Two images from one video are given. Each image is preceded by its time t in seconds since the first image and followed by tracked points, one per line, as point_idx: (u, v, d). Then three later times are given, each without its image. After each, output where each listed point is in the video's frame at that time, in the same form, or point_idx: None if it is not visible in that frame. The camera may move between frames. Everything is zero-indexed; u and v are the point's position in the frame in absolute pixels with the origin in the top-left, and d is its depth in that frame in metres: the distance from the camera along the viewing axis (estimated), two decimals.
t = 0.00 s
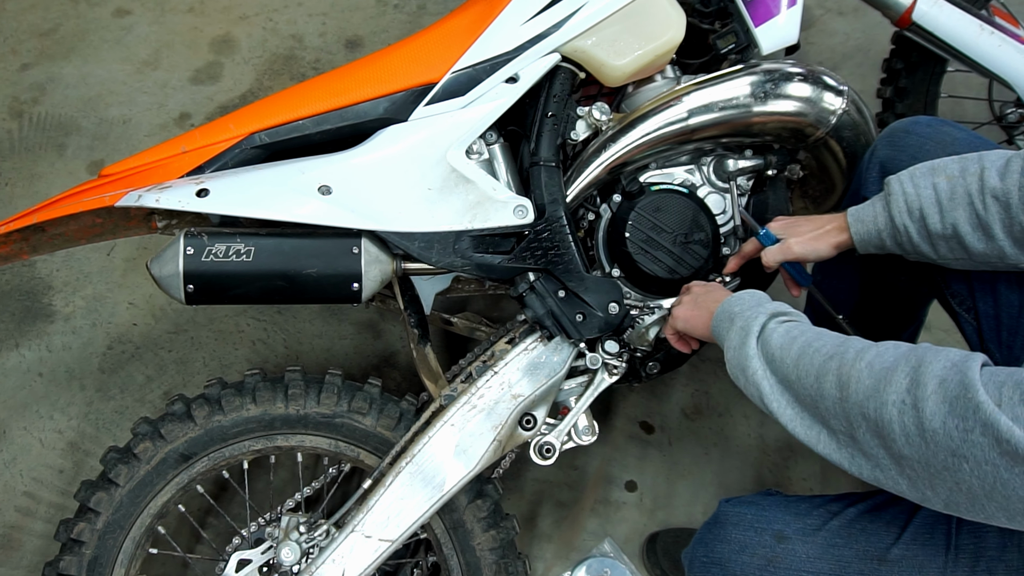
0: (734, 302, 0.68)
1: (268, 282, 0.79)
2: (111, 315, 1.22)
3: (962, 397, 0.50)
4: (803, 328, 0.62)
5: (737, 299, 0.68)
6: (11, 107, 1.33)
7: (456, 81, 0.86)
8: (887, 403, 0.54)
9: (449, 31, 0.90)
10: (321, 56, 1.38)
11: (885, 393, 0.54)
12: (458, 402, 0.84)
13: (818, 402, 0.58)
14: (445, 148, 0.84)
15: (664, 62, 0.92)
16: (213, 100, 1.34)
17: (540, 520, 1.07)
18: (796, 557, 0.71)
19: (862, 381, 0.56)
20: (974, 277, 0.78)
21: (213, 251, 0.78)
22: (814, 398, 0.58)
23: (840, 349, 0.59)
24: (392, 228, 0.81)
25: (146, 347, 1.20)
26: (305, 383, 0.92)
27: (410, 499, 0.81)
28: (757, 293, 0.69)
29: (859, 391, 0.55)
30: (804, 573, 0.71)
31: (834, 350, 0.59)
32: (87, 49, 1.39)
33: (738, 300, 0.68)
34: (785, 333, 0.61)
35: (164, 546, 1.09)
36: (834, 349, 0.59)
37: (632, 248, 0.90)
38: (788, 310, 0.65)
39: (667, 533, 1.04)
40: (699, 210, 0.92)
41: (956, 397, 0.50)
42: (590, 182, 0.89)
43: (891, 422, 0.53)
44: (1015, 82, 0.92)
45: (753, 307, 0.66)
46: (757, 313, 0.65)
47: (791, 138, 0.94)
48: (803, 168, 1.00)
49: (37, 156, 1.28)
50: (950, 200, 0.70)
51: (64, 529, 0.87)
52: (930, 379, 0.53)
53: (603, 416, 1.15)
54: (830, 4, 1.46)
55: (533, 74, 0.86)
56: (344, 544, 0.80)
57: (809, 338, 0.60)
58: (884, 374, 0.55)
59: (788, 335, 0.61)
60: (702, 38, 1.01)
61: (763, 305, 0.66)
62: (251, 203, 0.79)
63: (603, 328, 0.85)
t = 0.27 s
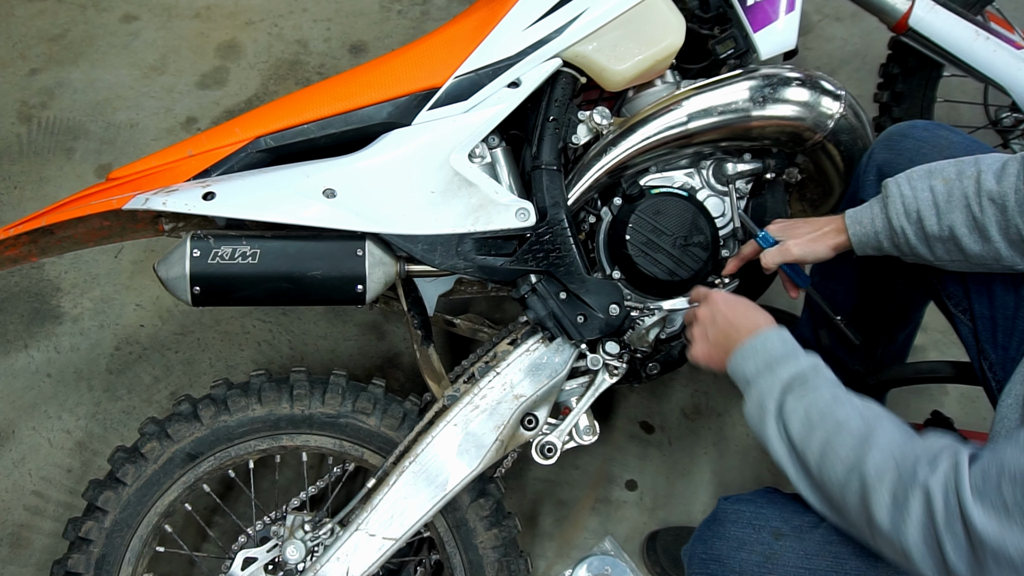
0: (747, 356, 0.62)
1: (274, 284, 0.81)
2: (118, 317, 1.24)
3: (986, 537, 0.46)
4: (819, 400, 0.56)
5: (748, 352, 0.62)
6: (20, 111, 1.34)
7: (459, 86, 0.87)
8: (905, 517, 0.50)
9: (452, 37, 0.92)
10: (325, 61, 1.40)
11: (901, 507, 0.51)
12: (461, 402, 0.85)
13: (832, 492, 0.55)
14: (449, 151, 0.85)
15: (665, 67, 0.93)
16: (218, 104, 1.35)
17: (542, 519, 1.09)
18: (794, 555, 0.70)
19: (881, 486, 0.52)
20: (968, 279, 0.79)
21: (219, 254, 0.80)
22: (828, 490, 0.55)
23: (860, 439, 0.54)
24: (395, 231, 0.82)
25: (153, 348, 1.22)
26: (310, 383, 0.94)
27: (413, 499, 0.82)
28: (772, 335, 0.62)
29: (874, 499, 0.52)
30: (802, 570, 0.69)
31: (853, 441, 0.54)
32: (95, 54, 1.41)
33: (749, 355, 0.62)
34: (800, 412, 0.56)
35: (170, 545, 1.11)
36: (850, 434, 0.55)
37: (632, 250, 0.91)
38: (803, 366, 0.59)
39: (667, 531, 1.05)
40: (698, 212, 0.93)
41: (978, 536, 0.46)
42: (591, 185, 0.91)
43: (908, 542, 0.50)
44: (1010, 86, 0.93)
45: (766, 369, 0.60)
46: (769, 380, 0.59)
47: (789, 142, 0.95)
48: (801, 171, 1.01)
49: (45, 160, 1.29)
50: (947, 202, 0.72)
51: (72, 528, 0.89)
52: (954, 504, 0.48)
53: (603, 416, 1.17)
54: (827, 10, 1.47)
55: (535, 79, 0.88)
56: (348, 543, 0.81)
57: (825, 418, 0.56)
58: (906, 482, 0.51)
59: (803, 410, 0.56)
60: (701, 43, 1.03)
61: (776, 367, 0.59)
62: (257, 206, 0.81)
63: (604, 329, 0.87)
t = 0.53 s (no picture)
0: (763, 504, 0.64)
1: (279, 285, 0.82)
2: (125, 318, 1.26)
3: None
4: (860, 538, 0.60)
5: (765, 495, 0.64)
6: (28, 116, 1.36)
7: (461, 90, 0.89)
8: None
9: (455, 42, 0.93)
10: (330, 66, 1.42)
11: None
12: (463, 402, 0.86)
13: None
14: (451, 155, 0.87)
15: (664, 72, 0.95)
16: (224, 109, 1.37)
17: (543, 518, 1.10)
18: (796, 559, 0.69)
19: None
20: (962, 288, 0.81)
21: (225, 256, 0.81)
22: None
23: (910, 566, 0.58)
24: (399, 233, 0.84)
25: (160, 349, 1.23)
26: (314, 384, 0.95)
27: (416, 498, 0.84)
28: (786, 466, 0.64)
29: None
30: None
31: (903, 569, 0.59)
32: (103, 59, 1.43)
33: (766, 499, 0.64)
34: (843, 549, 0.60)
35: (177, 543, 1.12)
36: (898, 563, 0.59)
37: (632, 252, 0.93)
38: (830, 502, 0.62)
39: (667, 530, 1.06)
40: (697, 215, 0.94)
41: None
42: (592, 188, 0.92)
43: None
44: (1005, 90, 0.95)
45: (791, 515, 0.63)
46: (799, 524, 0.62)
47: (787, 146, 0.97)
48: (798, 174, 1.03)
49: (53, 163, 1.31)
50: (943, 216, 0.73)
51: (80, 526, 0.90)
52: None
53: (603, 416, 1.18)
54: (825, 15, 1.49)
55: (536, 83, 0.89)
56: (352, 541, 0.83)
57: (871, 556, 0.59)
58: None
59: (847, 553, 0.60)
60: (700, 48, 1.03)
61: (800, 510, 0.63)
62: (262, 209, 0.82)
63: (604, 330, 0.88)
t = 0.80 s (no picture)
0: (764, 495, 0.67)
1: (284, 287, 0.84)
2: (132, 320, 1.27)
3: None
4: (857, 530, 0.63)
5: (770, 483, 0.66)
6: (37, 120, 1.38)
7: (464, 95, 0.90)
8: None
9: (457, 47, 0.95)
10: (334, 71, 1.43)
11: None
12: (466, 402, 0.88)
13: None
14: (454, 158, 0.88)
15: (664, 76, 0.96)
16: (230, 113, 1.39)
17: (545, 516, 1.11)
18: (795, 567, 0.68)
19: None
20: (959, 291, 0.82)
21: (231, 258, 0.83)
22: None
23: (903, 560, 0.61)
24: (403, 235, 0.86)
25: (167, 350, 1.25)
26: (319, 384, 0.96)
27: (419, 497, 0.85)
28: (789, 460, 0.67)
29: None
30: None
31: (897, 561, 0.61)
32: (110, 64, 1.45)
33: (769, 489, 0.66)
34: (842, 538, 0.63)
35: (183, 541, 1.14)
36: (893, 556, 0.61)
37: (632, 254, 0.94)
38: (832, 493, 0.65)
39: (666, 528, 1.07)
40: (697, 218, 0.96)
41: None
42: (593, 191, 0.93)
43: None
44: (1000, 95, 0.96)
45: (793, 503, 0.65)
46: (801, 514, 0.65)
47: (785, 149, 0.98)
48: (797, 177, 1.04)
49: (61, 167, 1.33)
50: (963, 215, 0.74)
51: (88, 525, 0.92)
52: None
53: (604, 416, 1.19)
54: (823, 21, 1.50)
55: (538, 88, 0.91)
56: (356, 539, 0.84)
57: (868, 546, 0.62)
58: None
59: (844, 543, 0.63)
60: (700, 52, 1.04)
61: (801, 499, 0.65)
62: (268, 212, 0.84)
63: (605, 331, 0.89)
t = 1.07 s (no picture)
0: (809, 431, 0.68)
1: (289, 289, 0.85)
2: (140, 321, 1.29)
3: None
4: (880, 484, 0.63)
5: (822, 422, 0.68)
6: (45, 124, 1.40)
7: (467, 99, 0.92)
8: None
9: (460, 52, 0.96)
10: (339, 75, 1.45)
11: None
12: (468, 402, 0.89)
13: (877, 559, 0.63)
14: (457, 162, 0.90)
15: (664, 81, 0.97)
16: (236, 117, 1.40)
17: (547, 515, 1.12)
18: (792, 562, 0.70)
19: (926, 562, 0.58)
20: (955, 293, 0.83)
21: (236, 260, 0.84)
22: (872, 555, 0.63)
23: (913, 521, 0.61)
24: (406, 238, 0.87)
25: (173, 351, 1.26)
26: (323, 385, 0.98)
27: (423, 496, 0.86)
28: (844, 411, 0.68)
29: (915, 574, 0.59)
30: None
31: (908, 520, 0.61)
32: (117, 68, 1.47)
33: (821, 425, 0.68)
34: (862, 486, 0.64)
35: (189, 539, 1.15)
36: (903, 513, 0.62)
37: (632, 257, 0.96)
38: (872, 447, 0.65)
39: (667, 527, 1.08)
40: (697, 221, 0.97)
41: None
42: (594, 194, 0.95)
43: None
44: (996, 99, 0.97)
45: (840, 442, 0.67)
46: (841, 452, 0.66)
47: (783, 152, 0.99)
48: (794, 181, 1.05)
49: (69, 170, 1.35)
50: (983, 226, 0.73)
51: (95, 523, 0.93)
52: None
53: (605, 416, 1.21)
54: (821, 26, 1.51)
55: (539, 92, 0.92)
56: (360, 538, 0.85)
57: (884, 499, 0.63)
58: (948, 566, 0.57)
59: (863, 490, 0.64)
60: (699, 57, 1.04)
61: (849, 440, 0.66)
62: (274, 215, 0.85)
63: (606, 333, 0.91)
